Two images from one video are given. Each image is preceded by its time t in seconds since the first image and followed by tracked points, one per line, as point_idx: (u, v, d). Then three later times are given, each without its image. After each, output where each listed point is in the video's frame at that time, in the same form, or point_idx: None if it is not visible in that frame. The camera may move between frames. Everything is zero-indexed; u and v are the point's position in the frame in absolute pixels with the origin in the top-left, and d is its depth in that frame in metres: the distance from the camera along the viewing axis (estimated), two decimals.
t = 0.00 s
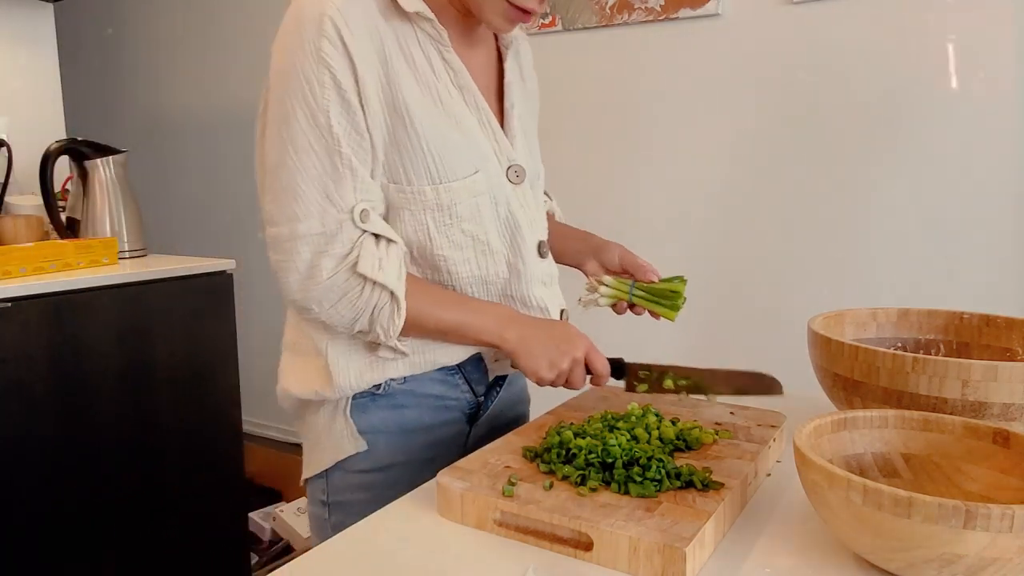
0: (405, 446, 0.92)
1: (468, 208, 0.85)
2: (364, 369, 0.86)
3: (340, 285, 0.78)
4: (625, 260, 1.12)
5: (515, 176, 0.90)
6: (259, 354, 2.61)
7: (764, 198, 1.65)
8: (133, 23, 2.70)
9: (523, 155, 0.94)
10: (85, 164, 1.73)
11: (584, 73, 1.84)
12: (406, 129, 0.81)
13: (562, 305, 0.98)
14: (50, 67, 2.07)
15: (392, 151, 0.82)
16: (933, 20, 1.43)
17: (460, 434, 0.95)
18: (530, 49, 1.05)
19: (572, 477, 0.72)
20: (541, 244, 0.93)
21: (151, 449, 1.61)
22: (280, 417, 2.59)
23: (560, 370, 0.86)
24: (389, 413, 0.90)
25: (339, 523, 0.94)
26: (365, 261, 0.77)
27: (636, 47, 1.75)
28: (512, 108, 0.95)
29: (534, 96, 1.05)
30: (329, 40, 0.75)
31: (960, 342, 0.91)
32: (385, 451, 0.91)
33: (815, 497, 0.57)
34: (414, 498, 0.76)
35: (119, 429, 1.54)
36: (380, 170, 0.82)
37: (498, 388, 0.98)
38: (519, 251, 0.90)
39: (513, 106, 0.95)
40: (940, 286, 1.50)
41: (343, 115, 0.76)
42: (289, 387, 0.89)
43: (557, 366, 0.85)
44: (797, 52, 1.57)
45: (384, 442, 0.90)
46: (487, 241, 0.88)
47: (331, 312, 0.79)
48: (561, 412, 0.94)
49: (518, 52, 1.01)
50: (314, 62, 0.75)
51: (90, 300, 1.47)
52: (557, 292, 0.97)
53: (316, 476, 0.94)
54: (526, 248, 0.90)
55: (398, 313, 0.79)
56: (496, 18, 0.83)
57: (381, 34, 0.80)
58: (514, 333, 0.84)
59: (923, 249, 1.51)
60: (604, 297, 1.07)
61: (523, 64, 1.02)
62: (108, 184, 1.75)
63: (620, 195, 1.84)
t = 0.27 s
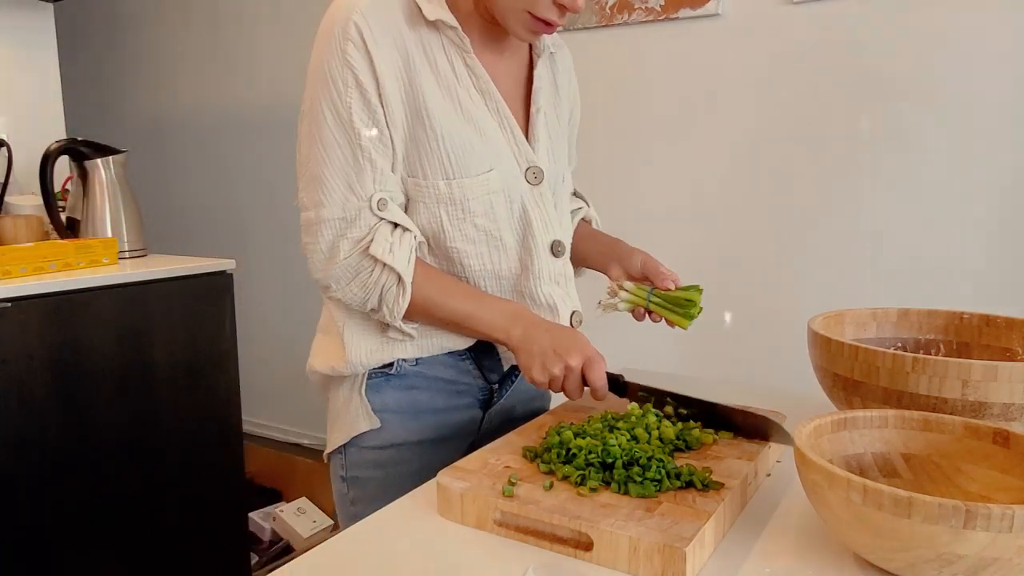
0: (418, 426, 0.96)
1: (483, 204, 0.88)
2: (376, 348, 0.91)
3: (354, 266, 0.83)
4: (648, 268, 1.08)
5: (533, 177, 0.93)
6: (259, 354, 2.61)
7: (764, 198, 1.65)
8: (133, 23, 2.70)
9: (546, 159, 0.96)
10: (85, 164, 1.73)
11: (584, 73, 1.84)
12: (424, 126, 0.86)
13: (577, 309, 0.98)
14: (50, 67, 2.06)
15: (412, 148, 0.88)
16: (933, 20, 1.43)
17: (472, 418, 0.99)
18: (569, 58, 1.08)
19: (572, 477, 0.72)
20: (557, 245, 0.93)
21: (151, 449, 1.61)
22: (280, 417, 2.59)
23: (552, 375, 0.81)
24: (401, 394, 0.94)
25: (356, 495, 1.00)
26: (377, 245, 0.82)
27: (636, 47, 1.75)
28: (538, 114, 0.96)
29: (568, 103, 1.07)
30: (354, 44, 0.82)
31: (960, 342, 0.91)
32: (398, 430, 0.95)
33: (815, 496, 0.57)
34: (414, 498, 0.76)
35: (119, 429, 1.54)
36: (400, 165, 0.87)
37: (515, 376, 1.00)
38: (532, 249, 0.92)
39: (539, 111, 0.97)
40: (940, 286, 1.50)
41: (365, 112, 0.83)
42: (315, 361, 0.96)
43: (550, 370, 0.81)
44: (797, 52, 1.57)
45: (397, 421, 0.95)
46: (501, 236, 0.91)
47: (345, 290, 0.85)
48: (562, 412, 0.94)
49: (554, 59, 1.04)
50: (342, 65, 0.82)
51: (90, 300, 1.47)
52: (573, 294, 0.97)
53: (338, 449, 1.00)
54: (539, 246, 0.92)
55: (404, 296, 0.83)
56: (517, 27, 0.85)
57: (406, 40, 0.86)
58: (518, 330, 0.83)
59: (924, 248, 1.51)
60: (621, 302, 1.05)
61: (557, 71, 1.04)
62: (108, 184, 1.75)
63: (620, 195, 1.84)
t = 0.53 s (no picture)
0: (426, 422, 0.96)
1: (489, 205, 0.88)
2: (385, 342, 0.91)
3: (349, 261, 0.85)
4: (660, 271, 1.08)
5: (543, 179, 0.92)
6: (260, 354, 2.61)
7: (764, 198, 1.65)
8: (133, 23, 2.70)
9: (559, 162, 0.96)
10: (85, 164, 1.73)
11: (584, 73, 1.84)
12: (432, 127, 0.87)
13: (585, 312, 0.96)
14: (50, 67, 2.07)
15: (420, 148, 0.88)
16: (933, 20, 1.43)
17: (481, 416, 0.99)
18: (592, 61, 1.07)
19: (572, 477, 0.71)
20: (565, 247, 0.93)
21: (151, 449, 1.61)
22: (280, 417, 2.59)
23: (537, 368, 0.80)
24: (411, 388, 0.95)
25: (365, 490, 1.00)
26: (368, 242, 0.83)
27: (636, 47, 1.75)
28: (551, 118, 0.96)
29: (588, 106, 1.05)
30: (364, 45, 0.83)
31: (960, 342, 0.91)
32: (406, 424, 0.96)
33: (814, 497, 0.57)
34: (414, 498, 0.76)
35: (119, 429, 1.54)
36: (408, 164, 0.88)
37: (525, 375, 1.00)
38: (540, 250, 0.92)
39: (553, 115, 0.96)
40: (940, 286, 1.50)
41: (371, 111, 0.84)
42: (327, 353, 0.97)
43: (533, 363, 0.80)
44: (797, 52, 1.57)
45: (406, 415, 0.95)
46: (507, 237, 0.91)
47: (343, 284, 0.87)
48: (562, 412, 0.94)
49: (575, 62, 1.03)
50: (352, 64, 0.84)
51: (90, 300, 1.47)
52: (582, 297, 0.96)
53: (348, 444, 1.00)
54: (546, 248, 0.92)
55: (393, 292, 0.84)
56: (528, 33, 0.85)
57: (419, 41, 0.87)
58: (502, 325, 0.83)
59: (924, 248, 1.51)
60: (632, 305, 1.05)
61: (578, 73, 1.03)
62: (108, 183, 1.75)
63: (620, 196, 1.84)
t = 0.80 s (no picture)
0: (429, 419, 0.96)
1: (501, 208, 0.89)
2: (392, 340, 0.92)
3: (373, 262, 0.84)
4: (665, 275, 1.08)
5: (553, 182, 0.92)
6: (260, 354, 2.61)
7: (764, 198, 1.65)
8: (133, 23, 2.70)
9: (568, 166, 0.96)
10: (85, 164, 1.73)
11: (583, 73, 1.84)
12: (446, 129, 0.87)
13: (591, 314, 0.98)
14: (49, 67, 2.07)
15: (433, 150, 0.88)
16: (932, 20, 1.43)
17: (483, 414, 0.99)
18: (601, 64, 1.06)
19: (572, 477, 0.72)
20: (574, 251, 0.93)
21: (151, 449, 1.61)
22: (280, 417, 2.59)
23: (566, 369, 0.82)
24: (415, 386, 0.94)
25: (366, 486, 1.00)
26: (396, 243, 0.82)
27: (636, 47, 1.75)
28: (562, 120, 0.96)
29: (598, 108, 1.06)
30: (383, 46, 0.83)
31: (960, 342, 0.91)
32: (409, 421, 0.95)
33: (815, 497, 0.57)
34: (414, 497, 0.76)
35: (119, 429, 1.54)
36: (422, 166, 0.88)
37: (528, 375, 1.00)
38: (548, 254, 0.92)
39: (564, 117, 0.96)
40: (940, 286, 1.50)
41: (390, 113, 0.83)
42: (331, 350, 0.97)
43: (563, 364, 0.82)
44: (797, 52, 1.57)
45: (409, 413, 0.95)
46: (518, 240, 0.91)
47: (363, 284, 0.86)
48: (562, 412, 0.94)
49: (586, 64, 1.02)
50: (371, 65, 0.83)
51: (89, 301, 1.47)
52: (588, 300, 0.97)
53: (350, 440, 1.00)
54: (555, 251, 0.92)
55: (418, 293, 0.84)
56: (539, 35, 0.85)
57: (435, 43, 0.86)
58: (527, 327, 0.84)
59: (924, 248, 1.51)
60: (637, 309, 1.03)
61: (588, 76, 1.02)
62: (108, 183, 1.75)
63: (620, 195, 1.84)
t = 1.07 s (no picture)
0: (429, 418, 0.96)
1: (502, 208, 0.89)
2: (392, 336, 0.92)
3: (372, 256, 0.85)
4: (669, 278, 1.08)
5: (555, 184, 0.92)
6: (260, 354, 2.61)
7: (763, 198, 1.65)
8: (133, 24, 2.70)
9: (572, 169, 0.95)
10: (85, 164, 1.73)
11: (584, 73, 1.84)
12: (448, 128, 0.87)
13: (592, 317, 0.97)
14: (49, 67, 2.06)
15: (435, 149, 0.88)
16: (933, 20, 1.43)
17: (484, 414, 0.99)
18: (609, 66, 1.05)
19: (572, 477, 0.72)
20: (575, 253, 0.93)
21: (151, 449, 1.61)
22: (280, 417, 2.59)
23: (547, 373, 0.81)
24: (416, 384, 0.94)
25: (367, 484, 1.00)
26: (393, 237, 0.83)
27: (636, 47, 1.75)
28: (566, 124, 0.96)
29: (603, 109, 1.05)
30: (386, 44, 0.84)
31: (960, 342, 0.91)
32: (409, 420, 0.95)
33: (815, 497, 0.57)
34: (414, 498, 0.76)
35: (119, 430, 1.54)
36: (425, 164, 0.88)
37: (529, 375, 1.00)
38: (549, 255, 0.92)
39: (568, 119, 0.96)
40: (940, 286, 1.50)
41: (392, 110, 0.85)
42: (334, 348, 0.97)
43: (545, 368, 0.81)
44: (798, 52, 1.57)
45: (409, 411, 0.95)
46: (519, 241, 0.91)
47: (364, 278, 0.87)
48: (562, 412, 0.94)
49: (592, 66, 1.02)
50: (374, 63, 0.84)
51: (90, 301, 1.47)
52: (591, 303, 0.96)
53: (351, 438, 1.00)
54: (555, 254, 0.91)
55: (416, 288, 0.85)
56: (540, 38, 0.85)
57: (439, 42, 0.87)
58: (519, 328, 0.84)
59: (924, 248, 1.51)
60: (640, 312, 1.04)
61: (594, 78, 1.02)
62: (108, 183, 1.75)
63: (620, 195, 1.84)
